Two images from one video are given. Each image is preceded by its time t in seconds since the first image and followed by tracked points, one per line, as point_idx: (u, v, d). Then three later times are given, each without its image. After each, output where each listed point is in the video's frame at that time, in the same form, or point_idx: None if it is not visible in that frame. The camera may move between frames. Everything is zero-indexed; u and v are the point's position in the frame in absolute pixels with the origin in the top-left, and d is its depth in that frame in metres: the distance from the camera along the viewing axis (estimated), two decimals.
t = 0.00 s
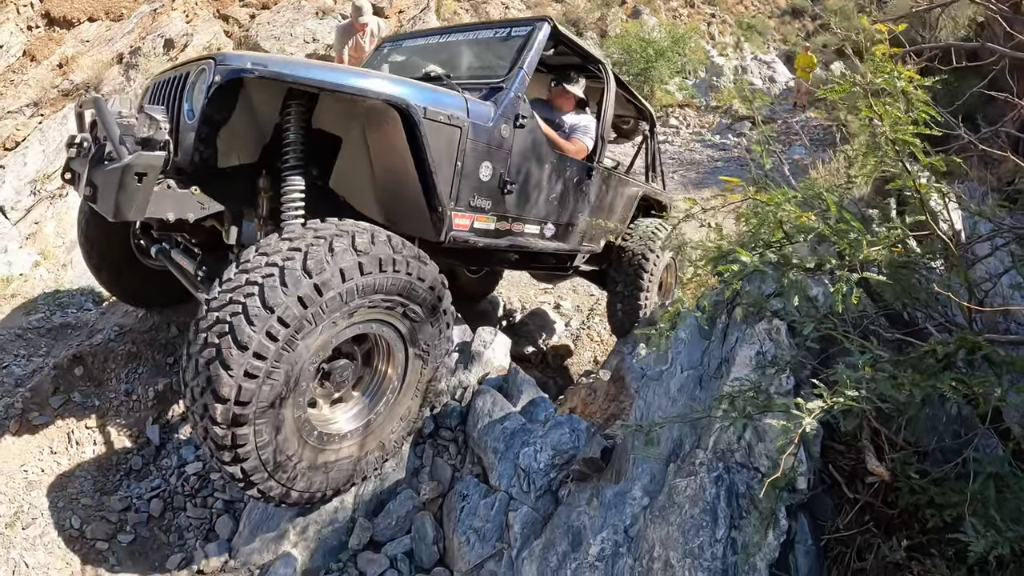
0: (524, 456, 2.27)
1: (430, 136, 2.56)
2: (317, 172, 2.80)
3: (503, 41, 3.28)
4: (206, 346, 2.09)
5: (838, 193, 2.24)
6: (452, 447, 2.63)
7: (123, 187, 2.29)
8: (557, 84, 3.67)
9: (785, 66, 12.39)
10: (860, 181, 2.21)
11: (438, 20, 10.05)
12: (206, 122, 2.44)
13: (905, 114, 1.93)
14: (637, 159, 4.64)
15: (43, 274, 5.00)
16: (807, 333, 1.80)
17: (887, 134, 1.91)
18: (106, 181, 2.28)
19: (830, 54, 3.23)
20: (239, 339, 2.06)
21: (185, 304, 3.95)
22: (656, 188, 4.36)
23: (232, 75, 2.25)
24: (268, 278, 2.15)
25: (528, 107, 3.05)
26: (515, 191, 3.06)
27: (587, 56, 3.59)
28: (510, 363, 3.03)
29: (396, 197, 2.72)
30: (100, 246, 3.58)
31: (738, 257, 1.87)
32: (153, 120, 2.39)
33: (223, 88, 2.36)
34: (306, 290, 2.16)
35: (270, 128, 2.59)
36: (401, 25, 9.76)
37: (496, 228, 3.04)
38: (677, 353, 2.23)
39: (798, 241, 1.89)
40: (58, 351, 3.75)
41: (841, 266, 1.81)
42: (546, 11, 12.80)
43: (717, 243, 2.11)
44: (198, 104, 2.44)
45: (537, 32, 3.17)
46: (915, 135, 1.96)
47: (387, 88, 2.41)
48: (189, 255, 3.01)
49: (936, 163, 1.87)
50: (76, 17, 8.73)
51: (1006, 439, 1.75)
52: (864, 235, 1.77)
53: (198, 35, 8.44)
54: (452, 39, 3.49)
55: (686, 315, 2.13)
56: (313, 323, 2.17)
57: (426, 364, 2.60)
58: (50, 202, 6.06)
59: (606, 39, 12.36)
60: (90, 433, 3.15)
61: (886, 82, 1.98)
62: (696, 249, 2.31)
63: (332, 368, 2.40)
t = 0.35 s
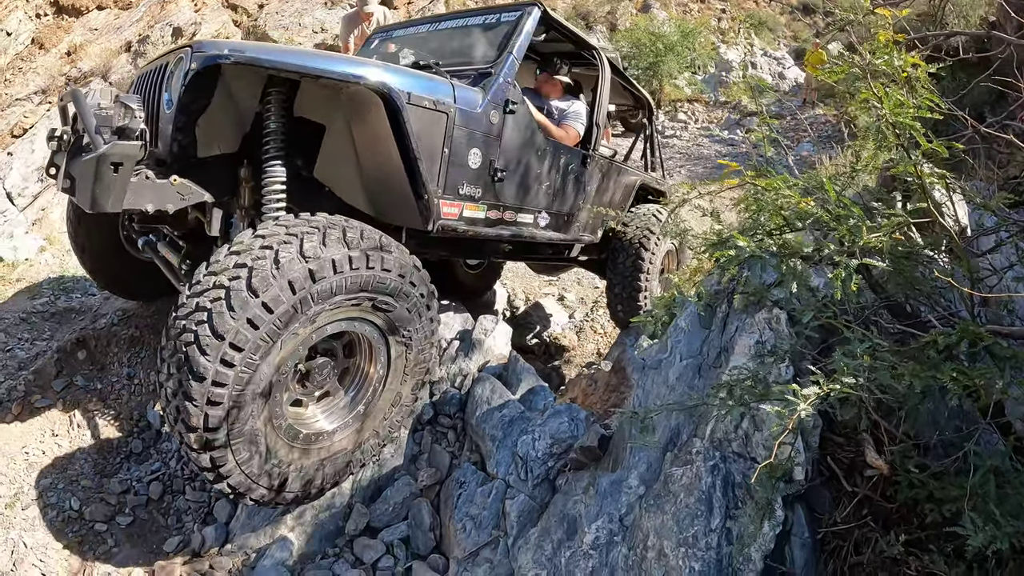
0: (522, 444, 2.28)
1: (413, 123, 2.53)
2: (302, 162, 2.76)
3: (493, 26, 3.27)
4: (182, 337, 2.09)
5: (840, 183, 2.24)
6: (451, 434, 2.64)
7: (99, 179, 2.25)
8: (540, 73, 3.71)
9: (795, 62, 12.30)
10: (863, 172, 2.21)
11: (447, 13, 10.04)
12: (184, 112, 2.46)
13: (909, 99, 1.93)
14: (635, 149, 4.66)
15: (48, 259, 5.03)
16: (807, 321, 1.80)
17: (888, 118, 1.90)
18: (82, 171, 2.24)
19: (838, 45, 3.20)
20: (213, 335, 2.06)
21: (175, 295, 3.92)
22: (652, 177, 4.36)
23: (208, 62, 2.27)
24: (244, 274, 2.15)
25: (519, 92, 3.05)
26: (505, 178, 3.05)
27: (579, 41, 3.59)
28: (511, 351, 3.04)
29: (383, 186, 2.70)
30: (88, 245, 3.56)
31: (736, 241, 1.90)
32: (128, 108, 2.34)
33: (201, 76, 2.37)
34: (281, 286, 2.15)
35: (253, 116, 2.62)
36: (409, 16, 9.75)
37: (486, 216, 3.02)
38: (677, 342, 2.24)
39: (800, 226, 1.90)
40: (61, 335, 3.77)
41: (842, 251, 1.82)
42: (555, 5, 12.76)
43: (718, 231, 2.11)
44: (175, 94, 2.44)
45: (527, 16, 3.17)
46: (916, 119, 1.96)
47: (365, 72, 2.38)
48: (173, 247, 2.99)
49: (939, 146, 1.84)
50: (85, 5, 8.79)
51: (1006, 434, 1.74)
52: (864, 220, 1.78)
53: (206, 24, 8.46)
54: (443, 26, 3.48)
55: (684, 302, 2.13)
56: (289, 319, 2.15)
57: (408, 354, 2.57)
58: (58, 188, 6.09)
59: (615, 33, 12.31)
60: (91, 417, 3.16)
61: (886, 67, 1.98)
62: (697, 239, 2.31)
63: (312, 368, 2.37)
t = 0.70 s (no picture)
0: (531, 434, 2.28)
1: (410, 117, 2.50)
2: (297, 156, 2.72)
3: (494, 17, 3.25)
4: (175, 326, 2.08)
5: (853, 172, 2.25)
6: (458, 424, 2.65)
7: (85, 175, 2.22)
8: (541, 68, 3.74)
9: (801, 59, 12.27)
10: (877, 161, 2.20)
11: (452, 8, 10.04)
12: (174, 106, 2.43)
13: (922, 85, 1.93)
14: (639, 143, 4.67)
15: (52, 250, 5.03)
16: (821, 307, 1.80)
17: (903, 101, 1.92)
18: (69, 168, 2.22)
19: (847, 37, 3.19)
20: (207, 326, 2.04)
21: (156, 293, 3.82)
22: (657, 172, 4.37)
23: (199, 54, 2.23)
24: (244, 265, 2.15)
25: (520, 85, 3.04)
26: (506, 173, 3.04)
27: (583, 33, 3.58)
28: (519, 342, 3.05)
29: (380, 183, 2.67)
30: (82, 255, 3.52)
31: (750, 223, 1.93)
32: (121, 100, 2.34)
33: (193, 69, 2.34)
34: (282, 279, 2.14)
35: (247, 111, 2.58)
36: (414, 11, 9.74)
37: (486, 212, 3.00)
38: (688, 331, 2.24)
39: (815, 211, 1.89)
40: (66, 324, 3.77)
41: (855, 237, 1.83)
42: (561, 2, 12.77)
43: (732, 220, 2.13)
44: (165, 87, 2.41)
45: (530, 7, 3.15)
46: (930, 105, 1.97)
47: (361, 65, 2.34)
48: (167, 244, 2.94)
49: (954, 132, 1.87)
50: None
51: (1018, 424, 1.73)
52: (878, 205, 1.79)
53: (212, 17, 8.46)
54: (444, 17, 3.47)
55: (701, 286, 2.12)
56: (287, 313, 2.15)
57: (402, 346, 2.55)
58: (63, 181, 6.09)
59: (620, 29, 12.30)
60: (97, 406, 3.16)
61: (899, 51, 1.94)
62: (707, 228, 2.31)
63: (307, 369, 2.38)
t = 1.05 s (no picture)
0: (530, 432, 2.30)
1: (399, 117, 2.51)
2: (287, 157, 2.71)
3: (489, 14, 3.25)
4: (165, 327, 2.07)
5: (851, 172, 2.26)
6: (458, 422, 2.67)
7: (70, 180, 2.25)
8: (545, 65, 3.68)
9: (803, 58, 12.28)
10: (875, 162, 2.21)
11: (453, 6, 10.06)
12: (158, 107, 2.42)
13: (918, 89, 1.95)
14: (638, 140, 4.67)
15: (55, 249, 5.06)
16: (817, 308, 1.81)
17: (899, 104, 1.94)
18: (54, 172, 2.25)
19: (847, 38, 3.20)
20: (200, 322, 2.04)
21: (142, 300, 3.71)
22: (654, 171, 4.37)
23: (183, 56, 2.22)
24: (242, 265, 2.15)
25: (513, 82, 3.01)
26: (499, 174, 3.03)
27: (579, 31, 3.57)
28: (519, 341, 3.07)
29: (371, 185, 2.68)
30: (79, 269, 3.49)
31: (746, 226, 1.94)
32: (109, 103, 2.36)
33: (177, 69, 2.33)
34: (276, 281, 2.14)
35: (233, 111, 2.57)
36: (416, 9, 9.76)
37: (478, 213, 2.99)
38: (686, 330, 2.26)
39: (812, 213, 1.92)
40: (68, 322, 3.79)
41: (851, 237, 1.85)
42: None
43: (729, 220, 2.15)
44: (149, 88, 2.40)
45: (525, 4, 3.15)
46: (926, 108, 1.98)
47: (350, 66, 2.34)
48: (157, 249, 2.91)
49: (949, 135, 1.87)
50: None
51: (1012, 424, 1.74)
52: (873, 207, 1.80)
53: (214, 15, 8.49)
54: (439, 14, 3.46)
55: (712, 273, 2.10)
56: (281, 315, 2.15)
57: (397, 347, 2.54)
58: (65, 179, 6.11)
59: (622, 27, 12.31)
60: (99, 404, 3.18)
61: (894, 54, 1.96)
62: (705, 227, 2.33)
63: (294, 378, 2.33)
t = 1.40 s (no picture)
0: (532, 429, 2.31)
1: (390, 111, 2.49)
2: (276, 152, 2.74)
3: (483, 7, 3.26)
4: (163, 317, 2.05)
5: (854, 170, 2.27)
6: (461, 419, 2.68)
7: (52, 173, 2.28)
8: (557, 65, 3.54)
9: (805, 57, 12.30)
10: (878, 162, 2.22)
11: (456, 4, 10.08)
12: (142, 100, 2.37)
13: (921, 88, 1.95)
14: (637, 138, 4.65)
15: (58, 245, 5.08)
16: (818, 305, 1.82)
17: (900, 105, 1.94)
18: (36, 166, 2.28)
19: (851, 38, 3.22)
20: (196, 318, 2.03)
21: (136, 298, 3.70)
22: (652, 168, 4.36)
23: (167, 48, 2.21)
24: (238, 260, 2.14)
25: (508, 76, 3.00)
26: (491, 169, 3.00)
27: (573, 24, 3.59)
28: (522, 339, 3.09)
29: (361, 180, 2.68)
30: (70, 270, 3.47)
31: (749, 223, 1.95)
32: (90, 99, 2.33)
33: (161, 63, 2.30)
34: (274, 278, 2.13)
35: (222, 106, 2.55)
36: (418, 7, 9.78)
37: (471, 209, 2.97)
38: (687, 328, 2.26)
39: (813, 211, 1.90)
40: (71, 319, 3.81)
41: (851, 235, 1.86)
42: None
43: (732, 218, 2.16)
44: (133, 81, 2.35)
45: None
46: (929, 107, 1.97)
47: (340, 58, 2.32)
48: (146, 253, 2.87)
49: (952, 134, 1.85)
50: None
51: (1012, 421, 1.75)
52: (875, 206, 1.81)
53: (216, 13, 8.50)
54: (434, 9, 3.47)
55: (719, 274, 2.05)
56: (278, 313, 2.13)
57: (399, 344, 2.55)
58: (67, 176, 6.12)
59: (624, 26, 12.33)
60: (101, 400, 3.18)
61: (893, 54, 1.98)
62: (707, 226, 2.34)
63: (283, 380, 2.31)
